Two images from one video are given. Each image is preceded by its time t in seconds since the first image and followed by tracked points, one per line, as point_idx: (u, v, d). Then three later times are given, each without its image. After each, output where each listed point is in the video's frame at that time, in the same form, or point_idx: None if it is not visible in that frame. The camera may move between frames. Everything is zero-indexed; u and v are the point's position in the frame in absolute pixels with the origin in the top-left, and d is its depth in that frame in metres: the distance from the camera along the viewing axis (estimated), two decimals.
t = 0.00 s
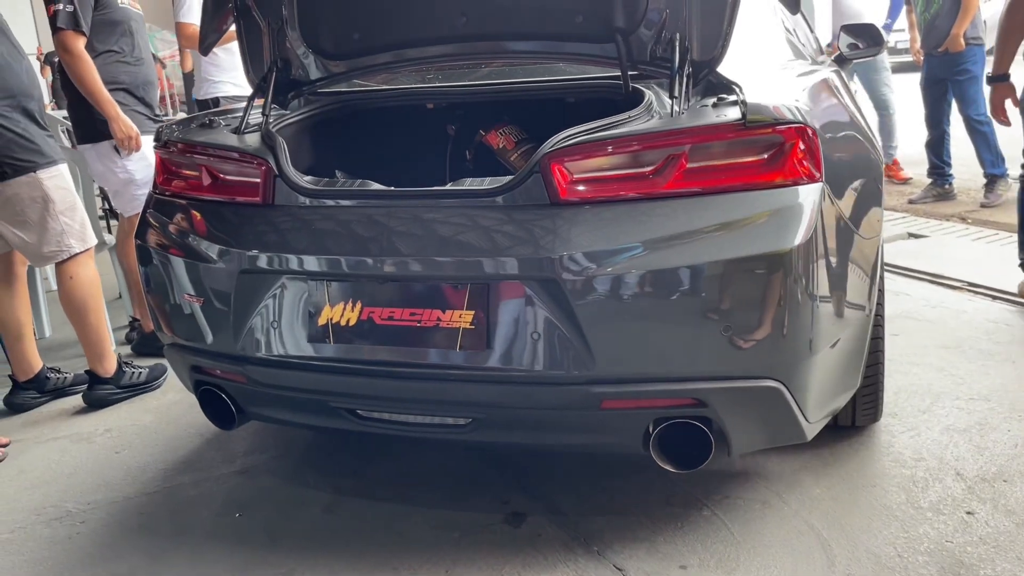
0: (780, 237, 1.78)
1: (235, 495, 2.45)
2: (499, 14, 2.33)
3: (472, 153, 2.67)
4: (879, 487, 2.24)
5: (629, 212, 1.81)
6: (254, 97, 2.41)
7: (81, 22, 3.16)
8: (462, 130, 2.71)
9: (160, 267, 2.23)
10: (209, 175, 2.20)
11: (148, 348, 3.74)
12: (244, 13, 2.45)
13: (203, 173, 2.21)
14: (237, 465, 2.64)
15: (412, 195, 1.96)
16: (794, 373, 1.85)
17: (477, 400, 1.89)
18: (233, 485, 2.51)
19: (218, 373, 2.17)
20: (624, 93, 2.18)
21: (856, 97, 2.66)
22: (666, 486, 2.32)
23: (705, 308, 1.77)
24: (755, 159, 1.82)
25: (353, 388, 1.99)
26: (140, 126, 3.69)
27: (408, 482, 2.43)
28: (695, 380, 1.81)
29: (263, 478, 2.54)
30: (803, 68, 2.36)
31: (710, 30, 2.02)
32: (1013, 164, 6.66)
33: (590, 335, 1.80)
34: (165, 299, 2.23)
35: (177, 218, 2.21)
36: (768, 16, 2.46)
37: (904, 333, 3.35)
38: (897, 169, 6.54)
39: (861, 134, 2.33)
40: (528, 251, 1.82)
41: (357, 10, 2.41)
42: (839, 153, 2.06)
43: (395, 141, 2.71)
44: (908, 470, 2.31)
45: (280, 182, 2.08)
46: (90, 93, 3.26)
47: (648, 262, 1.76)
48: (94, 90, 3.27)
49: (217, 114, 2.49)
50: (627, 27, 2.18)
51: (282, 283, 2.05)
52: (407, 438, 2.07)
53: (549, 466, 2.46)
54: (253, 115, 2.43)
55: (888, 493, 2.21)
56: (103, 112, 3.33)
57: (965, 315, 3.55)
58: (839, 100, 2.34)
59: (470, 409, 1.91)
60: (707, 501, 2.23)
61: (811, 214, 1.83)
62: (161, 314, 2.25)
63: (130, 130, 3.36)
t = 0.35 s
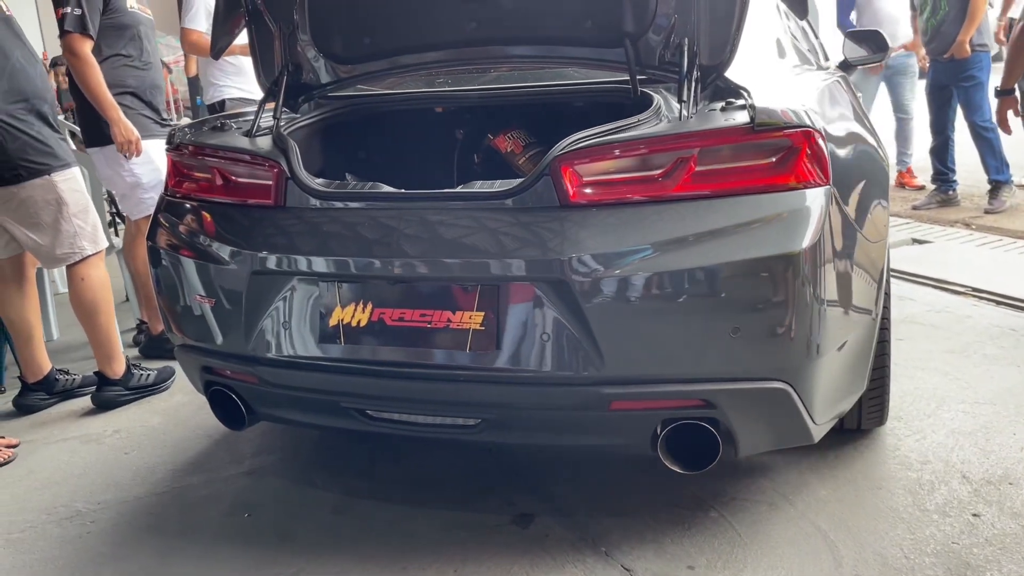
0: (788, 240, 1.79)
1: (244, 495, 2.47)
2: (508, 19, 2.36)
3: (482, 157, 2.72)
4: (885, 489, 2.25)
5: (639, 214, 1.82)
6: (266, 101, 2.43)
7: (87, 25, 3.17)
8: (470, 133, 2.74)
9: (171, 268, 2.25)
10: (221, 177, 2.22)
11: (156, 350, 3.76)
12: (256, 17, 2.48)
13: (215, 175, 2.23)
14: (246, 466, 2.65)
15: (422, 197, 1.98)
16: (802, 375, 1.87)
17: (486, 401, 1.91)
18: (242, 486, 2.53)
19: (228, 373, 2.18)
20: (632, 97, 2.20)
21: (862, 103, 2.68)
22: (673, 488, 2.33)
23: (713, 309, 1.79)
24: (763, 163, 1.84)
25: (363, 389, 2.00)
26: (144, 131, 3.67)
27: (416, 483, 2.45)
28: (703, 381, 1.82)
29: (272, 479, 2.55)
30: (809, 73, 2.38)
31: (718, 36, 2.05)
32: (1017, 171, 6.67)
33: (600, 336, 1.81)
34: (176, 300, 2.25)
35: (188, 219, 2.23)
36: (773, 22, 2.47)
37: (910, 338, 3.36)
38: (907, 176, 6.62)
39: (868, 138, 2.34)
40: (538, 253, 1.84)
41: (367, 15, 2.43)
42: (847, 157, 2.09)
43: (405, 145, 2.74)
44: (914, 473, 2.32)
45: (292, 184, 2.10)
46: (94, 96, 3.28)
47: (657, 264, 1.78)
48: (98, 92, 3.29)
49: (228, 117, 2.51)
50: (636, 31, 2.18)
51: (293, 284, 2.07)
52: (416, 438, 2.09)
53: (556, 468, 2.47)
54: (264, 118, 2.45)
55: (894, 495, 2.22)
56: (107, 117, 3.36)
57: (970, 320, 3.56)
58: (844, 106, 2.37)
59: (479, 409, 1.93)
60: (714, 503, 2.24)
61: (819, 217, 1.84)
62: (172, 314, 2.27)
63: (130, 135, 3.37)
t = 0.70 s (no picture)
0: (790, 241, 1.81)
1: (248, 494, 2.49)
2: (513, 22, 2.38)
3: (486, 157, 2.70)
4: (886, 490, 2.27)
5: (642, 215, 1.84)
6: (272, 102, 2.45)
7: (94, 29, 3.19)
8: (474, 135, 2.74)
9: (178, 267, 2.27)
10: (228, 177, 2.24)
11: (161, 350, 3.78)
12: (263, 20, 2.50)
13: (222, 176, 2.25)
14: (250, 464, 2.67)
15: (427, 197, 2.00)
16: (804, 376, 1.88)
17: (490, 399, 1.93)
18: (247, 484, 2.54)
19: (234, 372, 2.20)
20: (635, 99, 2.22)
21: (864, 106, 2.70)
22: (675, 489, 2.35)
23: (716, 310, 1.80)
24: (765, 165, 1.85)
25: (368, 387, 2.02)
26: (151, 132, 3.70)
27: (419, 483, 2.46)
28: (705, 381, 1.83)
29: (277, 478, 2.57)
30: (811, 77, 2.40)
31: (721, 40, 2.07)
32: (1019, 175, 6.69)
33: (604, 336, 1.83)
34: (183, 299, 2.27)
35: (195, 219, 2.25)
36: (776, 25, 2.49)
37: (911, 341, 3.38)
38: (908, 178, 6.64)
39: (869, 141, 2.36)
40: (542, 254, 1.85)
41: (374, 17, 2.46)
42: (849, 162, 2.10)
43: (409, 146, 2.75)
44: (915, 474, 2.33)
45: (298, 184, 2.12)
46: (98, 99, 3.30)
47: (659, 265, 1.80)
48: (105, 97, 3.31)
49: (235, 119, 2.53)
50: (639, 35, 2.24)
51: (299, 284, 2.09)
52: (420, 437, 2.10)
53: (559, 468, 2.49)
54: (271, 120, 2.47)
55: (895, 496, 2.24)
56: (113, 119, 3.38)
57: (971, 323, 3.58)
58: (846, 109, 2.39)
59: (483, 408, 1.95)
60: (715, 503, 2.26)
61: (821, 219, 1.86)
62: (179, 314, 2.29)
63: (136, 139, 3.40)
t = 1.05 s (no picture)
0: (792, 246, 1.82)
1: (251, 494, 2.50)
2: (517, 26, 2.39)
3: (489, 160, 2.72)
4: (886, 494, 2.28)
5: (645, 219, 1.85)
6: (277, 105, 2.47)
7: (100, 32, 3.22)
8: (477, 138, 2.75)
9: (183, 269, 2.28)
10: (233, 179, 2.25)
11: (164, 350, 3.80)
12: (268, 22, 2.51)
13: (227, 177, 2.26)
14: (253, 465, 2.68)
15: (431, 200, 2.01)
16: (805, 380, 1.89)
17: (493, 401, 1.94)
18: (250, 485, 2.55)
19: (238, 372, 2.21)
20: (638, 104, 2.23)
21: (866, 111, 2.71)
22: (676, 491, 2.36)
23: (718, 314, 1.81)
24: (768, 170, 1.86)
25: (371, 388, 2.03)
26: (157, 133, 3.72)
27: (421, 484, 2.47)
28: (707, 385, 1.85)
29: (279, 478, 2.58)
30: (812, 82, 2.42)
31: (724, 45, 2.09)
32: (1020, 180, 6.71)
33: (606, 339, 1.84)
34: (187, 300, 2.28)
35: (199, 221, 2.26)
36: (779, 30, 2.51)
37: (912, 345, 3.39)
38: (911, 185, 6.61)
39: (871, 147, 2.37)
40: (545, 257, 1.87)
41: (379, 20, 2.47)
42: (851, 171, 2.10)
43: (412, 149, 2.76)
44: (915, 478, 2.34)
45: (303, 187, 2.13)
46: (105, 102, 3.31)
47: (662, 269, 1.81)
48: (112, 102, 3.32)
49: (241, 121, 2.55)
50: (643, 40, 2.23)
51: (303, 285, 2.10)
52: (423, 438, 2.11)
53: (560, 470, 2.50)
54: (276, 122, 2.48)
55: (895, 500, 2.25)
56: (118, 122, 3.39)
57: (972, 328, 3.59)
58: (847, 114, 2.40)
59: (486, 410, 1.96)
60: (716, 505, 2.27)
61: (823, 224, 1.87)
62: (183, 315, 2.30)
63: (142, 142, 3.42)
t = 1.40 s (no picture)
0: (795, 250, 1.82)
1: (253, 495, 2.50)
2: (521, 29, 2.40)
3: (492, 165, 2.76)
4: (887, 497, 2.29)
5: (649, 223, 1.86)
6: (282, 107, 2.47)
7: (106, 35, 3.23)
8: (480, 141, 2.77)
9: (186, 270, 2.28)
10: (237, 181, 2.26)
11: (164, 351, 3.81)
12: (273, 25, 2.51)
13: (231, 179, 2.27)
14: (255, 466, 2.68)
15: (435, 203, 2.01)
16: (808, 383, 1.90)
17: (496, 404, 1.94)
18: (252, 486, 2.56)
19: (242, 374, 2.22)
20: (642, 107, 2.23)
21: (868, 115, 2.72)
22: (677, 494, 2.36)
23: (721, 317, 1.82)
24: (771, 175, 1.87)
25: (375, 391, 2.04)
26: (165, 134, 3.72)
27: (423, 486, 2.48)
28: (710, 388, 1.85)
29: (281, 479, 2.58)
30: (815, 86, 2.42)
31: (728, 49, 2.08)
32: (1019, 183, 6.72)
33: (610, 343, 1.85)
34: (191, 301, 2.29)
35: (203, 223, 2.27)
36: (781, 34, 2.51)
37: (912, 348, 3.39)
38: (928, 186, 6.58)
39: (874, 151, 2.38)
40: (549, 260, 1.87)
41: (384, 22, 2.48)
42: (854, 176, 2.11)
43: (415, 151, 2.77)
44: (917, 482, 2.35)
45: (307, 189, 2.13)
46: (112, 104, 3.31)
47: (665, 273, 1.82)
48: (120, 106, 3.33)
49: (245, 123, 2.55)
50: (647, 43, 2.25)
51: (307, 287, 2.10)
52: (426, 441, 2.12)
53: (562, 472, 2.50)
54: (280, 124, 2.48)
55: (896, 503, 2.25)
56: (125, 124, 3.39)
57: (973, 331, 3.59)
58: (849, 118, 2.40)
59: (489, 413, 1.96)
60: (718, 508, 2.28)
61: (826, 228, 1.87)
62: (186, 316, 2.31)
63: (149, 144, 3.43)
